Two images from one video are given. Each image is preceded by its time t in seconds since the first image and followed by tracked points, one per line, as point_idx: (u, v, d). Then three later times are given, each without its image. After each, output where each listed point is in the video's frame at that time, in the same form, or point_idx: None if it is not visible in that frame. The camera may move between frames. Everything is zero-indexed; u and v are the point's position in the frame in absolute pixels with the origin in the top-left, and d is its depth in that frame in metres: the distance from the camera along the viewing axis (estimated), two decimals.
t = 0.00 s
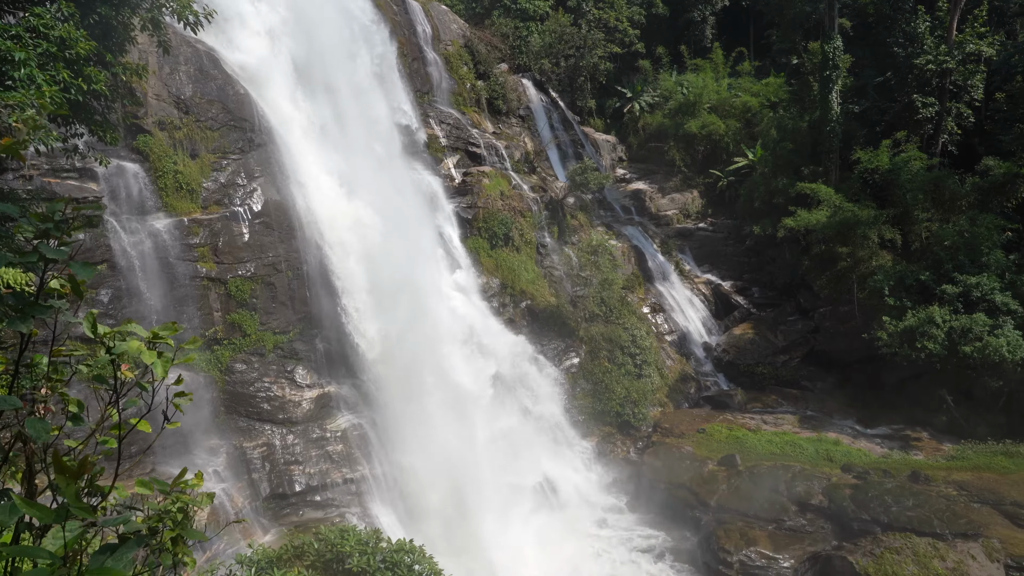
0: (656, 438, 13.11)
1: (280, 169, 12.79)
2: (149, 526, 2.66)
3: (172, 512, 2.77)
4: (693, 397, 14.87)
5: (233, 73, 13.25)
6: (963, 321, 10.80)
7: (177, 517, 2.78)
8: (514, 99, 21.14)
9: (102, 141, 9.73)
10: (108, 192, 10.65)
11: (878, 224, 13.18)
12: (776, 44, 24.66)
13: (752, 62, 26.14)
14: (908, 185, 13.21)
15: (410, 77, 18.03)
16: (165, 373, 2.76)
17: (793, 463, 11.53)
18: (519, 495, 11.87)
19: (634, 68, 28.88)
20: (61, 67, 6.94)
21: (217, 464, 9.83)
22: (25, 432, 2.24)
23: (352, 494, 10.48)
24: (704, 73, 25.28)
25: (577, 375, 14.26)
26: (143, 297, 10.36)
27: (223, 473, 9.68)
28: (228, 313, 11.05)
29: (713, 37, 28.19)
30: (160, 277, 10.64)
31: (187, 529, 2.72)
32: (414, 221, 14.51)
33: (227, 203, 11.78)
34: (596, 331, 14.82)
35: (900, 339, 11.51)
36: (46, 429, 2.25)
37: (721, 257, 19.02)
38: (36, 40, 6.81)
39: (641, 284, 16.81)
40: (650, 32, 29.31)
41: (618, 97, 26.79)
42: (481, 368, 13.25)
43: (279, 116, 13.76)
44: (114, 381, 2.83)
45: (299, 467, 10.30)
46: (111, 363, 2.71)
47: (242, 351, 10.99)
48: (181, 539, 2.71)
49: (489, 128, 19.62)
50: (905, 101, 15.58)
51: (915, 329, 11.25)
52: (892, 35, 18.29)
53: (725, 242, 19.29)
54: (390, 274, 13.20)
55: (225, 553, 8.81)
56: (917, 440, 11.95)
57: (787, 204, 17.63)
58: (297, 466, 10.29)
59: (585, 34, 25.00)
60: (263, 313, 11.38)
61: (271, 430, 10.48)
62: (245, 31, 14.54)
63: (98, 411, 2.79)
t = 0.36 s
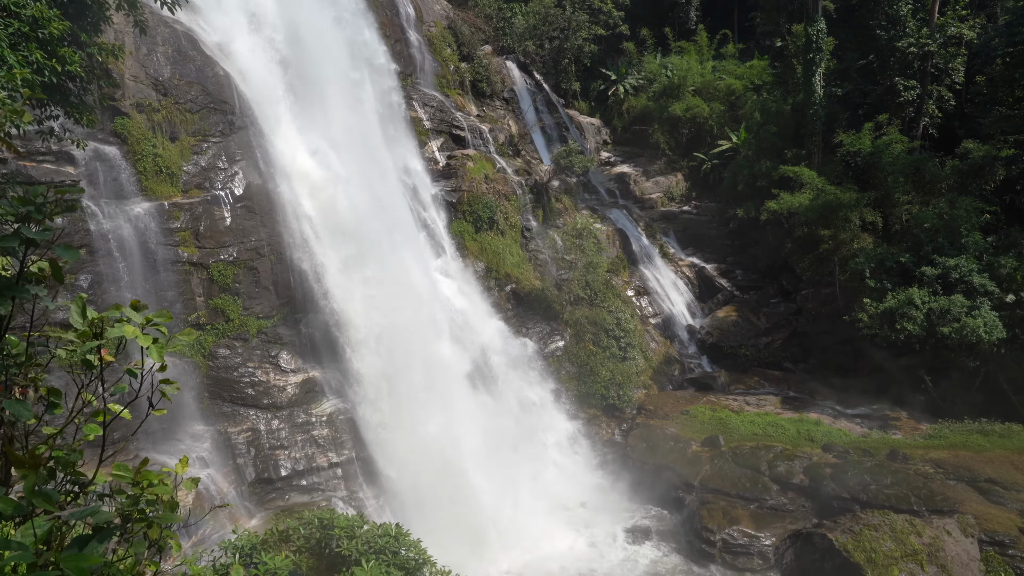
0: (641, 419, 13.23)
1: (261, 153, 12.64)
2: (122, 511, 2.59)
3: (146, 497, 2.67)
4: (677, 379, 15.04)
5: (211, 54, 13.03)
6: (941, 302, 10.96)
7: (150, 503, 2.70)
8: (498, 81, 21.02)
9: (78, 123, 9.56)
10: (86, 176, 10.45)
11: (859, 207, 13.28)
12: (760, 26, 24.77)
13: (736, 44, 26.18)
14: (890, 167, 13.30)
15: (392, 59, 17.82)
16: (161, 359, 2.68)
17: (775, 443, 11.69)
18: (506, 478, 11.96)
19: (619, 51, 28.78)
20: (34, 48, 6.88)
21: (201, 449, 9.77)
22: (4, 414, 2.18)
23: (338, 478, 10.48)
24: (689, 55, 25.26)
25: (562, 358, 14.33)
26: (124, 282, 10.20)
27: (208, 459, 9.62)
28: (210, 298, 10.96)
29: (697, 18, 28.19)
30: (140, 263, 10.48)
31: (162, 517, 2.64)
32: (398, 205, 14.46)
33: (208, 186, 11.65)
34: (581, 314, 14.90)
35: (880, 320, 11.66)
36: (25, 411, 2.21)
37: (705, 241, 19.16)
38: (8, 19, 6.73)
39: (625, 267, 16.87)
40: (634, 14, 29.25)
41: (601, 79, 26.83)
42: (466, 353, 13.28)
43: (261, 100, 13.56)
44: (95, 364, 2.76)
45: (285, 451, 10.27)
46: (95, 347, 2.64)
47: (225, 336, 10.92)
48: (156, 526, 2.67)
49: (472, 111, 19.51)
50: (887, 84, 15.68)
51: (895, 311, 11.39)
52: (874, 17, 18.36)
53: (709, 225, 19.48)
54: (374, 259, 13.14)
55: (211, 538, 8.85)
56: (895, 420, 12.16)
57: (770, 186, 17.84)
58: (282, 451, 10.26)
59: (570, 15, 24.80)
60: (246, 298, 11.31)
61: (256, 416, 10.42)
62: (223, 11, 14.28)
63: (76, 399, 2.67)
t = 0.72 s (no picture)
0: (625, 403, 13.37)
1: (242, 138, 12.46)
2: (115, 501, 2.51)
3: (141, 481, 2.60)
4: (661, 363, 15.21)
5: (190, 37, 12.85)
6: (921, 285, 11.08)
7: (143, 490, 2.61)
8: (482, 65, 20.89)
9: (54, 107, 9.39)
10: (63, 161, 10.27)
11: (841, 191, 13.42)
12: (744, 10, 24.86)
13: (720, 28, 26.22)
14: (871, 151, 13.41)
15: (373, 41, 17.62)
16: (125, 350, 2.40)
17: (757, 424, 11.85)
18: (493, 464, 11.97)
19: (603, 34, 28.67)
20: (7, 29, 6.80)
21: (185, 436, 9.72)
22: None
23: (324, 464, 10.45)
24: (673, 39, 25.26)
25: (547, 343, 14.37)
26: (104, 268, 10.10)
27: (193, 446, 9.56)
28: (192, 285, 10.82)
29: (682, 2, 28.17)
30: (120, 249, 10.34)
31: (156, 504, 2.60)
32: (382, 190, 14.30)
33: (189, 171, 11.52)
34: (566, 299, 14.99)
35: (861, 303, 11.80)
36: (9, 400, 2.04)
37: (688, 225, 19.31)
38: None
39: (610, 252, 16.95)
40: None
41: (585, 63, 26.94)
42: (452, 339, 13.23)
43: (242, 86, 13.38)
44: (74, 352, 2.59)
45: (270, 438, 10.25)
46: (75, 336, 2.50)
47: (208, 323, 10.81)
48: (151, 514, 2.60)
49: (456, 95, 19.38)
50: (869, 69, 15.76)
51: (876, 294, 11.53)
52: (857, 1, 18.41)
53: (693, 210, 19.62)
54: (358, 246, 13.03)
55: (195, 526, 8.78)
56: (875, 401, 12.36)
57: (753, 170, 18.05)
58: (268, 437, 10.24)
59: None
60: (228, 284, 11.17)
61: (241, 403, 10.37)
62: None
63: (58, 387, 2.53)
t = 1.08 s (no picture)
0: (609, 388, 13.50)
1: (222, 123, 12.33)
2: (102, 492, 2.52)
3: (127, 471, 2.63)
4: (644, 347, 15.39)
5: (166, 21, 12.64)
6: (900, 268, 11.22)
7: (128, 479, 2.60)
8: (465, 49, 20.72)
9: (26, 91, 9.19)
10: (38, 146, 10.07)
11: (822, 176, 13.55)
12: None
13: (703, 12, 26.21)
14: (852, 136, 13.51)
15: (356, 26, 17.18)
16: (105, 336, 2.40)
17: (740, 408, 11.97)
18: (479, 450, 12.03)
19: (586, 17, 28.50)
20: None
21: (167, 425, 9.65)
22: None
23: (309, 452, 10.41)
24: (656, 23, 25.22)
25: (531, 329, 14.41)
26: (82, 256, 9.92)
27: (175, 435, 9.50)
28: (173, 273, 10.69)
29: None
30: (98, 236, 10.18)
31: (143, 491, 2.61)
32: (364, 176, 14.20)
33: (167, 157, 11.38)
34: (550, 284, 15.10)
35: (842, 288, 11.94)
36: None
37: (672, 211, 19.36)
38: None
39: (594, 238, 17.04)
40: None
41: (570, 49, 26.26)
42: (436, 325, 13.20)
43: (223, 73, 13.23)
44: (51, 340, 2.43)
45: (253, 426, 10.17)
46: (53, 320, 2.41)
47: (189, 311, 10.70)
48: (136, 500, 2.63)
49: (439, 80, 19.22)
50: (851, 53, 15.82)
51: (856, 278, 11.66)
52: None
53: (676, 195, 19.72)
54: (341, 233, 12.94)
55: (179, 514, 8.73)
56: (855, 383, 12.54)
57: (736, 155, 18.22)
58: (251, 426, 10.16)
59: None
60: (209, 272, 11.05)
61: (224, 390, 10.30)
62: None
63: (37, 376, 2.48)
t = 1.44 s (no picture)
0: (592, 372, 13.76)
1: (200, 109, 12.19)
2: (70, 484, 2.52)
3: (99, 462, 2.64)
4: (627, 332, 15.53)
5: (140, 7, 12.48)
6: (879, 252, 11.34)
7: (100, 470, 2.65)
8: (446, 34, 20.52)
9: None
10: (10, 131, 9.75)
11: (802, 161, 13.66)
12: None
13: None
14: (832, 122, 13.60)
15: (336, 9, 16.89)
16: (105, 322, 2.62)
17: (722, 391, 12.14)
18: (464, 436, 12.07)
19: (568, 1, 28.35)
20: None
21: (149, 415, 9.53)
22: None
23: (293, 440, 10.36)
24: (638, 7, 25.21)
25: (515, 315, 14.42)
26: (58, 245, 9.68)
27: (157, 425, 9.40)
28: (152, 261, 10.54)
29: None
30: (74, 224, 9.98)
31: (114, 483, 2.66)
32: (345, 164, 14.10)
33: (145, 143, 11.24)
34: (533, 271, 15.15)
35: (822, 272, 12.06)
36: None
37: (655, 196, 19.52)
38: None
39: (577, 223, 17.09)
40: None
41: (551, 33, 26.31)
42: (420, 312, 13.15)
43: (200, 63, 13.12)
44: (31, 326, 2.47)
45: (236, 415, 10.10)
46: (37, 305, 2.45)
47: (169, 299, 10.57)
48: (106, 491, 2.67)
49: (421, 65, 19.05)
50: (832, 39, 15.91)
51: (836, 262, 11.77)
52: None
53: (659, 179, 19.85)
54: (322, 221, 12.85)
55: (165, 502, 8.69)
56: (834, 365, 12.74)
57: (718, 141, 18.36)
58: (234, 414, 10.09)
59: None
60: (189, 260, 10.91)
61: (206, 379, 10.23)
62: None
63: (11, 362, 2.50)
